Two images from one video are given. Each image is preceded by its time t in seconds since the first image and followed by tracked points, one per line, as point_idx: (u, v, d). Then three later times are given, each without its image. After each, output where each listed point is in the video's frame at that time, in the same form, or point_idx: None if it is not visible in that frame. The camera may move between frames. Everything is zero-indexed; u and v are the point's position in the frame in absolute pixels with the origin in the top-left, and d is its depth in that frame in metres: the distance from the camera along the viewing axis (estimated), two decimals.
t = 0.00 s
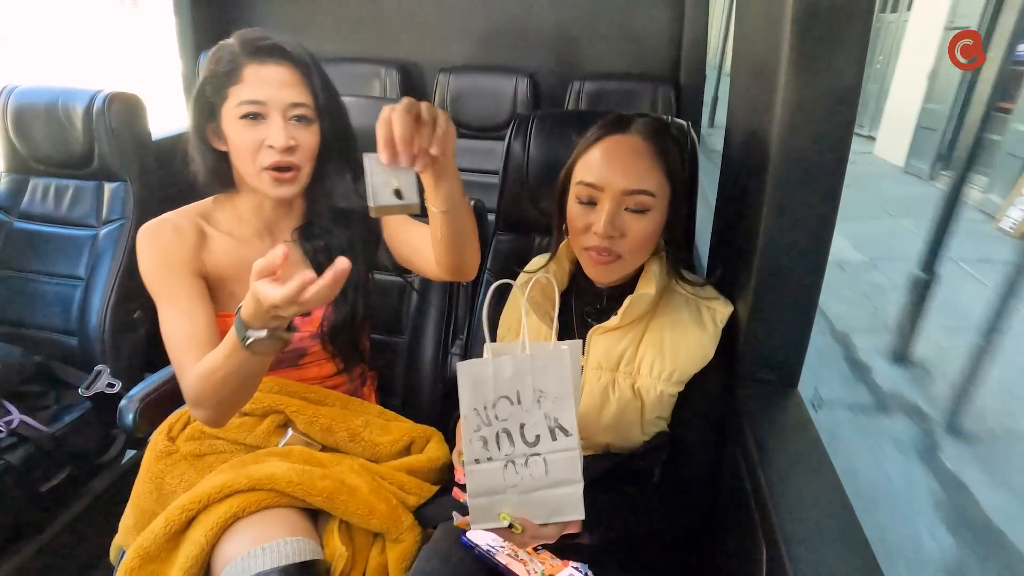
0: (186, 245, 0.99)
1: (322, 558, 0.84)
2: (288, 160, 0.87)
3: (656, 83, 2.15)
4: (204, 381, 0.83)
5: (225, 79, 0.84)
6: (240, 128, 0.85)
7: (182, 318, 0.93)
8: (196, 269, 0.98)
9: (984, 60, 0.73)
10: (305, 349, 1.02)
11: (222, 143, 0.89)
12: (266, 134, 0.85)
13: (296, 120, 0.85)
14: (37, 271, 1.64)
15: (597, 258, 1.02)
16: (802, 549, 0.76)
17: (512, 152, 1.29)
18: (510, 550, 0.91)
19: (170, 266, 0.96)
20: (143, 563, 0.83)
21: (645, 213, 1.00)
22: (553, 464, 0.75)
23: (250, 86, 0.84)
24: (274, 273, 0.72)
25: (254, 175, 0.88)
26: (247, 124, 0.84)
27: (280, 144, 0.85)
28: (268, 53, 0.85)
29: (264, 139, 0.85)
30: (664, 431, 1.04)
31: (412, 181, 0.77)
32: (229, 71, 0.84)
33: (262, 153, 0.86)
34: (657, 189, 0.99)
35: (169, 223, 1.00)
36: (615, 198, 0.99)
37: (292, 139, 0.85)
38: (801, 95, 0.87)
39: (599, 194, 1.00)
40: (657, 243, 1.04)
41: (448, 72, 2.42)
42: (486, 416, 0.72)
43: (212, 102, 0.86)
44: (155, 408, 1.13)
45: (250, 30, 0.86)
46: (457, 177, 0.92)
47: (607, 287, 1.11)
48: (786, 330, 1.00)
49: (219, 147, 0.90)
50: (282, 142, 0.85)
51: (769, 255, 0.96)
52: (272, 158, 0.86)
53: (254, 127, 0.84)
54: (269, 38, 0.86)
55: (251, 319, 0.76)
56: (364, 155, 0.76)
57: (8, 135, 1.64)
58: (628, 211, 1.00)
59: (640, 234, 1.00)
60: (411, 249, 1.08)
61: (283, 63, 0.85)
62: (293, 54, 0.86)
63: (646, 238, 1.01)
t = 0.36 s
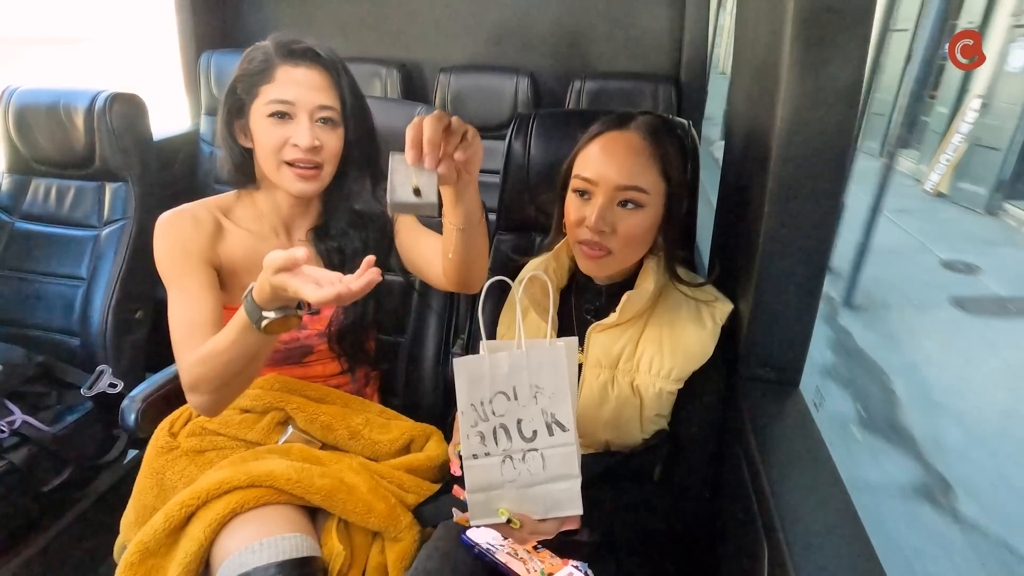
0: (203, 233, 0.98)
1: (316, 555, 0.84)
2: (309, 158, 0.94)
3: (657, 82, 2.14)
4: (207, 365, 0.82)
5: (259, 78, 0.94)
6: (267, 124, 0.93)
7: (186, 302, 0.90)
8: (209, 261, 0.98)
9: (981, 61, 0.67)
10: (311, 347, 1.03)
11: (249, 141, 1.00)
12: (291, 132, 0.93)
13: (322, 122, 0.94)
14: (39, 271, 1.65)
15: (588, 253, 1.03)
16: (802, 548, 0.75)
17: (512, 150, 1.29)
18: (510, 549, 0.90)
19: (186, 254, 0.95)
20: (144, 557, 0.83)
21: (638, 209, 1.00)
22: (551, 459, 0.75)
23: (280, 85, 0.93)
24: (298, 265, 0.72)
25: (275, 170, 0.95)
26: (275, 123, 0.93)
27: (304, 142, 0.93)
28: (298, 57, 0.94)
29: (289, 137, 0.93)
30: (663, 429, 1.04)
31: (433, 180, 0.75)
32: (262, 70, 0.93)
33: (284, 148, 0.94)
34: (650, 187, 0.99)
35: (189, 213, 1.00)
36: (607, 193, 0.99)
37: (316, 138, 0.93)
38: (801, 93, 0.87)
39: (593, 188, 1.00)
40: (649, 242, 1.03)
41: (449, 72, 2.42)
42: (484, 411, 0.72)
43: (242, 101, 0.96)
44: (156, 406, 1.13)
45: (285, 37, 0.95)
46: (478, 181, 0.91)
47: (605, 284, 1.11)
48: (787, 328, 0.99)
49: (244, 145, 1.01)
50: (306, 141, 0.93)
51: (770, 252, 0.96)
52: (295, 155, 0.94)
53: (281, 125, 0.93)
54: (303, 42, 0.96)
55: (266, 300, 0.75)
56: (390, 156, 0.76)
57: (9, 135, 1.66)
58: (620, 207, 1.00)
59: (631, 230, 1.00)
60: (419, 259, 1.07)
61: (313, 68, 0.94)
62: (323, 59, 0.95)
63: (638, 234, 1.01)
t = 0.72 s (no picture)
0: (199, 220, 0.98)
1: (317, 552, 0.84)
2: (302, 159, 0.80)
3: (658, 83, 2.14)
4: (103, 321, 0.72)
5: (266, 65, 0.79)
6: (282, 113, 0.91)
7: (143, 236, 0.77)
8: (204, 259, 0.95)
9: (982, 64, 0.65)
10: (306, 346, 1.00)
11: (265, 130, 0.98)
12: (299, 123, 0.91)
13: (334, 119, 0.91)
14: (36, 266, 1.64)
15: (587, 252, 1.03)
16: (798, 550, 0.75)
17: (511, 149, 1.29)
18: (507, 549, 0.90)
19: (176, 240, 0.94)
20: (142, 554, 0.83)
21: (637, 211, 1.00)
22: (552, 459, 0.75)
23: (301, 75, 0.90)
24: (234, 253, 0.75)
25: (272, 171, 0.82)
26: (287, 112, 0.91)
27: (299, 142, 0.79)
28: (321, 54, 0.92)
29: (285, 134, 0.79)
30: (662, 429, 1.04)
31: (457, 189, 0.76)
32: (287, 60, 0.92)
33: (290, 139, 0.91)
34: (650, 188, 0.99)
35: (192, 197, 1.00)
36: (606, 194, 0.99)
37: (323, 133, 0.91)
38: (802, 96, 0.87)
39: (591, 188, 1.00)
40: (647, 243, 1.04)
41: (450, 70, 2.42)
42: (487, 408, 0.72)
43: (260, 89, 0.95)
44: (152, 402, 1.12)
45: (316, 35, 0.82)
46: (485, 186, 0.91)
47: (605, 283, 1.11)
48: (785, 331, 0.99)
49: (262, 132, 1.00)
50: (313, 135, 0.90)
51: (769, 254, 0.96)
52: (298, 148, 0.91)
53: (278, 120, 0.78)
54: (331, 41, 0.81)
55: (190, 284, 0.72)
56: (409, 151, 0.74)
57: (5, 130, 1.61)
58: (619, 208, 1.00)
59: (630, 230, 1.01)
60: (421, 258, 1.04)
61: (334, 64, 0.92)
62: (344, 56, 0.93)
63: (636, 234, 1.01)
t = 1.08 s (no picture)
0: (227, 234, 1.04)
1: (333, 554, 0.84)
2: (349, 174, 0.99)
3: (659, 82, 2.14)
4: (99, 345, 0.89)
5: (331, 81, 1.01)
6: (326, 130, 0.99)
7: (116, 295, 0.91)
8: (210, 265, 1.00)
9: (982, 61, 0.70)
10: (318, 355, 1.10)
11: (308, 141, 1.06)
12: (343, 143, 0.98)
13: (374, 144, 0.99)
14: (38, 268, 1.65)
15: (593, 251, 1.02)
16: (801, 550, 0.76)
17: (513, 151, 1.29)
18: (509, 549, 0.91)
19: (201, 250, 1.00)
20: (157, 555, 0.83)
21: (646, 211, 1.00)
22: (552, 465, 0.75)
23: (348, 97, 0.98)
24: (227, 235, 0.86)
25: (315, 175, 1.00)
26: (332, 131, 0.99)
27: (348, 159, 0.97)
28: (365, 72, 1.00)
29: (338, 149, 0.99)
30: (663, 429, 1.05)
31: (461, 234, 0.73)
32: (337, 78, 1.00)
33: (330, 157, 0.99)
34: (660, 190, 1.00)
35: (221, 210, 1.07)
36: (616, 194, 0.99)
37: (363, 157, 0.98)
38: (804, 96, 0.87)
39: (602, 188, 1.01)
40: (652, 246, 1.04)
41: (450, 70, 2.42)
42: (485, 416, 0.73)
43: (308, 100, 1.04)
44: (157, 404, 1.13)
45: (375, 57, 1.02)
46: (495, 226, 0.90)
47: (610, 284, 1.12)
48: (786, 331, 1.00)
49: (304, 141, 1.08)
50: (353, 155, 0.97)
51: (769, 254, 0.96)
52: (338, 167, 0.99)
53: (336, 136, 0.99)
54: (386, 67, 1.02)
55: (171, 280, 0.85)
56: (419, 197, 0.73)
57: (9, 131, 1.65)
58: (628, 209, 1.00)
59: (638, 231, 1.01)
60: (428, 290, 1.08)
61: (375, 86, 1.00)
62: (383, 78, 1.00)
63: (645, 235, 1.01)
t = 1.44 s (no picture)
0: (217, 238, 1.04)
1: (332, 554, 0.84)
2: (346, 175, 0.99)
3: (660, 82, 2.15)
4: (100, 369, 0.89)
5: (322, 81, 1.01)
6: (318, 132, 0.99)
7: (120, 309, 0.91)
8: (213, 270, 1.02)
9: (981, 61, 0.70)
10: (318, 355, 1.09)
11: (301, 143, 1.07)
12: (337, 144, 0.99)
13: (368, 143, 1.00)
14: (40, 268, 1.65)
15: (589, 255, 1.03)
16: (801, 550, 0.76)
17: (513, 151, 1.29)
18: (510, 549, 0.91)
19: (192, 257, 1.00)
20: (156, 556, 0.83)
21: (641, 213, 1.00)
22: (553, 463, 0.75)
23: (340, 97, 0.99)
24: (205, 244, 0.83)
25: (309, 176, 1.01)
26: (325, 132, 0.99)
27: (344, 159, 0.98)
28: (357, 72, 1.00)
29: (333, 150, 0.99)
30: (664, 430, 1.05)
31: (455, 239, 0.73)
32: (327, 78, 1.01)
33: (325, 158, 0.99)
34: (654, 191, 1.00)
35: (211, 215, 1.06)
36: (612, 196, 1.00)
37: (357, 158, 0.99)
38: (804, 97, 0.87)
39: (597, 190, 1.01)
40: (649, 247, 1.03)
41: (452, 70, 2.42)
42: (488, 414, 0.72)
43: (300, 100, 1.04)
44: (157, 405, 1.13)
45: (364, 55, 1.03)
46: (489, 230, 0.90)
47: (610, 285, 1.12)
48: (787, 331, 0.99)
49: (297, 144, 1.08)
50: (349, 156, 0.98)
51: (770, 254, 0.96)
52: (333, 167, 0.99)
53: (329, 137, 0.99)
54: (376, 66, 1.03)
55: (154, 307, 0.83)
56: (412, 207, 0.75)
57: (10, 132, 1.66)
58: (624, 210, 1.00)
59: (633, 232, 1.00)
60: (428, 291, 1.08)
61: (366, 84, 1.00)
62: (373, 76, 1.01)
63: (640, 236, 1.01)
